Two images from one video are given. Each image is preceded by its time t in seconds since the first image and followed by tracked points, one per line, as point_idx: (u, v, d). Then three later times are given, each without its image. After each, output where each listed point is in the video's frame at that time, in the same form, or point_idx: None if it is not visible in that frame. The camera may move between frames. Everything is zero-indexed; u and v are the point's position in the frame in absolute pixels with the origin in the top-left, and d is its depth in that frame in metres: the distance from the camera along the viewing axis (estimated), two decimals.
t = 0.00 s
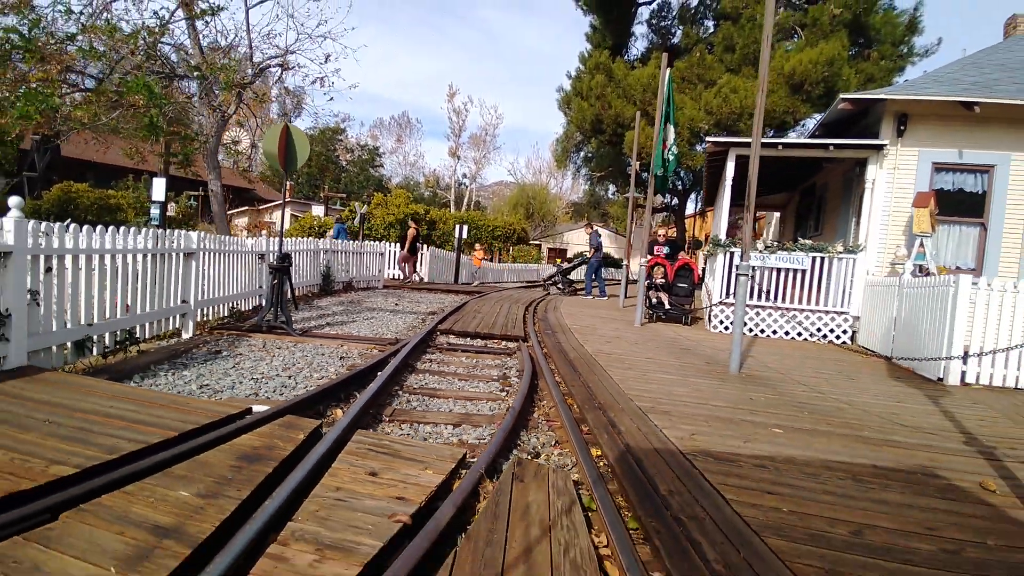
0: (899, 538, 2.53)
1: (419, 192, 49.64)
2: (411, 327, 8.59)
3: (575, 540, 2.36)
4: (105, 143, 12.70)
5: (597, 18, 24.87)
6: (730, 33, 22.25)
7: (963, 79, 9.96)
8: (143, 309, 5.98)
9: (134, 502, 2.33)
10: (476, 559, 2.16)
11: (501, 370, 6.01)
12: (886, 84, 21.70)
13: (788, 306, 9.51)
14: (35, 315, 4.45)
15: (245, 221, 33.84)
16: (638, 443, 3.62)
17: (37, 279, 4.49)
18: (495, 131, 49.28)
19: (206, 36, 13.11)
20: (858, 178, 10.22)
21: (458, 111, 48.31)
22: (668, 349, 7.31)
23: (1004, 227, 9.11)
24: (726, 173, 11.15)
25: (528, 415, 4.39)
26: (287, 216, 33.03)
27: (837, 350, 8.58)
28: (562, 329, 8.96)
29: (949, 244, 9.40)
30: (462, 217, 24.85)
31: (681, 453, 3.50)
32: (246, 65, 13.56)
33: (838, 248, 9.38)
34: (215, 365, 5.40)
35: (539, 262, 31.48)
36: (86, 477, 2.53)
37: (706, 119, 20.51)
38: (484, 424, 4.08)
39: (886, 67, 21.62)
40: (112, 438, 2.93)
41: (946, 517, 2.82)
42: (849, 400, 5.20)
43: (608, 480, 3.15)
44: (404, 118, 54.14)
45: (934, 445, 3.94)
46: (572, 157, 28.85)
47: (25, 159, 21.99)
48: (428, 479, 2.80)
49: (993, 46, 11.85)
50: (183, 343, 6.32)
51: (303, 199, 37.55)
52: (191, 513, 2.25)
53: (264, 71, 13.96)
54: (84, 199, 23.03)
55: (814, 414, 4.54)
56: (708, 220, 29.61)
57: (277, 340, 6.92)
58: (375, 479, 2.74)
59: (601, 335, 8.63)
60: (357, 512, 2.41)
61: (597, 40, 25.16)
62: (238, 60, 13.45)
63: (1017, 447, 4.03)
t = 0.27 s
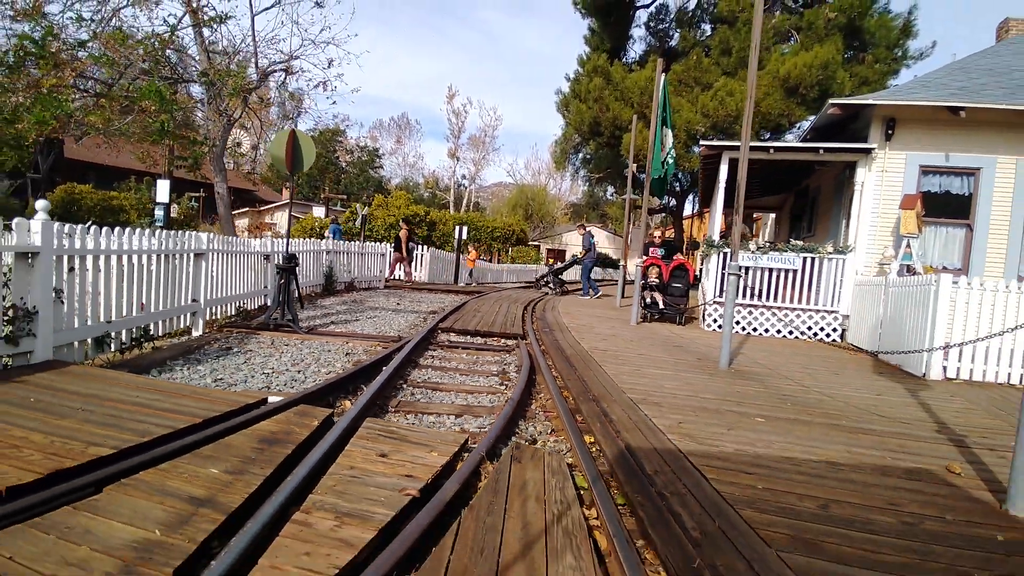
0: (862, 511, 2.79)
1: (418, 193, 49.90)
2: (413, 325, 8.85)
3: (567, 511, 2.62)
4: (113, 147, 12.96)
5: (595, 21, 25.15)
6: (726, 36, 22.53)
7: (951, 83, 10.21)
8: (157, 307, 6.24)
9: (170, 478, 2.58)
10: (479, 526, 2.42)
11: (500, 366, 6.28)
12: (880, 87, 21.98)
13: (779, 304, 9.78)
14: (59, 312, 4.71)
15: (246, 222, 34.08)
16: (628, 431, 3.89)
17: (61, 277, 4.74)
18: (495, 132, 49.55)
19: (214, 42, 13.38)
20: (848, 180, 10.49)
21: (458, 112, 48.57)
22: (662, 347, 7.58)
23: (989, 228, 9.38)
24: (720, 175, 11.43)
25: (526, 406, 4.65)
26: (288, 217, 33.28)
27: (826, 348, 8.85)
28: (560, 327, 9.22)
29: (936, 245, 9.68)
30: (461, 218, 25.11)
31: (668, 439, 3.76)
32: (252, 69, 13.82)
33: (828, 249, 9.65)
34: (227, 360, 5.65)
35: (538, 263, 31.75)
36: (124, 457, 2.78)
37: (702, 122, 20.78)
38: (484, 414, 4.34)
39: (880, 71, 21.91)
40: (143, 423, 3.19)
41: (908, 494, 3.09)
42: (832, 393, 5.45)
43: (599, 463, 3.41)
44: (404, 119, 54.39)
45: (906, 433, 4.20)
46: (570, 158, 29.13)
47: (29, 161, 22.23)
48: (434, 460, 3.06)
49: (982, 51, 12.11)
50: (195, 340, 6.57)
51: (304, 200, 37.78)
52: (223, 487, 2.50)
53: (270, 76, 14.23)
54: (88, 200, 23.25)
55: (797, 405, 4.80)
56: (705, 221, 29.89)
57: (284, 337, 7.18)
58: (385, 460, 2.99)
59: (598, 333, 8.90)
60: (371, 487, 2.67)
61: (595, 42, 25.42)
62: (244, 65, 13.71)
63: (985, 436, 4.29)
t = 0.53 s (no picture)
0: (829, 486, 3.05)
1: (417, 191, 50.09)
2: (414, 321, 9.10)
3: (560, 485, 2.88)
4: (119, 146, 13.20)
5: (593, 20, 25.37)
6: (723, 36, 22.76)
7: (939, 85, 10.45)
8: (168, 302, 6.48)
9: (198, 453, 2.84)
10: (480, 495, 2.68)
11: (499, 359, 6.53)
12: (875, 87, 22.22)
13: (771, 301, 10.04)
14: (80, 305, 4.96)
15: (247, 220, 34.27)
16: (619, 417, 4.14)
17: (81, 273, 4.99)
18: (493, 130, 49.74)
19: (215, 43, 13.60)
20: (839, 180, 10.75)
21: (457, 110, 48.76)
22: (656, 341, 7.84)
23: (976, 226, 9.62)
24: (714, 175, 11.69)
25: (523, 395, 4.91)
26: (288, 215, 33.50)
27: (816, 343, 9.11)
28: (557, 323, 9.48)
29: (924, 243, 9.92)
30: (461, 217, 25.34)
31: (656, 425, 4.02)
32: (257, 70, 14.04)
33: (818, 247, 9.91)
34: (237, 353, 5.90)
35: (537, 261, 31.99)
36: (155, 436, 3.03)
37: (698, 121, 21.03)
38: (484, 402, 4.60)
39: (875, 71, 22.17)
40: (168, 407, 3.44)
41: (876, 471, 3.34)
42: (815, 385, 5.71)
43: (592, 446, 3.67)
44: (403, 117, 54.54)
45: (881, 419, 4.45)
46: (569, 157, 29.36)
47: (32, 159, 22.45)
48: (438, 441, 3.31)
49: (971, 53, 12.36)
50: (204, 334, 6.81)
51: (304, 198, 37.95)
52: (247, 461, 2.76)
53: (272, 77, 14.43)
54: (90, 198, 23.44)
55: (781, 395, 5.06)
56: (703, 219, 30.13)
57: (290, 332, 7.42)
58: (393, 441, 3.25)
59: (594, 328, 9.15)
60: (381, 463, 2.93)
61: (593, 42, 25.63)
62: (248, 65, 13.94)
63: (957, 422, 4.54)
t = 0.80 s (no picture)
0: (803, 466, 3.30)
1: (416, 190, 50.24)
2: (415, 318, 9.33)
3: (554, 465, 3.12)
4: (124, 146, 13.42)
5: (591, 20, 25.57)
6: (720, 36, 22.98)
7: (927, 88, 10.70)
8: (179, 298, 6.71)
9: (222, 436, 3.08)
10: (481, 473, 2.93)
11: (498, 353, 6.78)
12: (870, 87, 22.47)
13: (763, 298, 10.28)
14: (98, 302, 5.19)
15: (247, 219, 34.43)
16: (612, 406, 4.40)
17: (99, 270, 5.23)
18: (492, 129, 49.92)
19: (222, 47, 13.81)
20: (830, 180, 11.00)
21: (455, 109, 48.91)
22: (650, 337, 8.09)
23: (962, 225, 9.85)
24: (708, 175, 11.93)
25: (522, 387, 5.15)
26: (288, 214, 33.67)
27: (807, 339, 9.36)
28: (554, 319, 9.72)
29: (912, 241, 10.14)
30: (460, 216, 25.54)
31: (646, 413, 4.27)
32: (260, 72, 14.27)
33: (810, 245, 10.15)
34: (247, 347, 6.13)
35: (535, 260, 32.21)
36: (179, 421, 3.27)
37: (695, 121, 21.25)
38: (484, 393, 4.84)
39: (870, 71, 22.42)
40: (189, 395, 3.69)
41: (849, 454, 3.59)
42: (801, 378, 5.96)
43: (585, 432, 3.92)
44: (401, 115, 54.65)
45: (860, 408, 4.70)
46: (567, 156, 29.58)
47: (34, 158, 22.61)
48: (442, 426, 3.57)
49: (961, 55, 12.62)
50: (213, 330, 7.03)
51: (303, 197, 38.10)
52: (268, 442, 3.01)
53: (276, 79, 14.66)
54: (91, 197, 23.59)
55: (767, 387, 5.31)
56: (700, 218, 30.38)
57: (296, 328, 7.66)
58: (400, 427, 3.51)
59: (590, 325, 9.39)
60: (389, 445, 3.18)
61: (591, 42, 25.81)
62: (250, 67, 14.15)
63: (933, 411, 4.79)
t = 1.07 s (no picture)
0: (782, 452, 3.54)
1: (416, 190, 50.45)
2: (417, 316, 9.58)
3: (550, 449, 3.36)
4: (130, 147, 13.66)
5: (590, 23, 25.81)
6: (717, 40, 23.23)
7: (916, 92, 10.94)
8: (189, 296, 6.94)
9: (241, 422, 3.32)
10: (483, 456, 3.16)
11: (498, 350, 7.02)
12: (866, 89, 22.72)
13: (757, 298, 10.53)
14: (115, 299, 5.43)
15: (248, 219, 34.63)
16: (606, 398, 4.63)
17: (117, 268, 5.47)
18: (492, 130, 50.13)
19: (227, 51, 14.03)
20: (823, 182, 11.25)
21: (455, 110, 49.13)
22: (646, 335, 8.33)
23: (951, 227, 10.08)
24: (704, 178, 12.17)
25: (520, 381, 5.39)
26: (289, 214, 33.88)
27: (798, 337, 9.61)
28: (553, 318, 9.97)
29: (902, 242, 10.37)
30: (460, 216, 25.77)
31: (638, 404, 4.51)
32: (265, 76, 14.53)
33: (802, 247, 10.39)
34: (256, 344, 6.37)
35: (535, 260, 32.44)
36: (200, 409, 3.49)
37: (693, 123, 21.49)
38: (484, 386, 5.08)
39: (866, 74, 22.67)
40: (208, 386, 3.93)
41: (827, 441, 3.83)
42: (789, 373, 6.19)
43: (580, 422, 4.15)
44: (401, 116, 54.84)
45: (843, 401, 4.94)
46: (566, 157, 29.81)
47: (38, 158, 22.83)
48: (445, 415, 3.81)
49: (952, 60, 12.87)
50: (222, 327, 7.26)
51: (304, 197, 38.32)
52: (285, 428, 3.26)
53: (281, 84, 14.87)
54: (94, 197, 23.79)
55: (755, 381, 5.55)
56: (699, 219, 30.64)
57: (302, 325, 7.90)
58: (406, 415, 3.75)
59: (588, 323, 9.64)
60: (397, 431, 3.42)
61: (591, 44, 26.04)
62: (254, 70, 14.40)
63: (913, 405, 5.02)
